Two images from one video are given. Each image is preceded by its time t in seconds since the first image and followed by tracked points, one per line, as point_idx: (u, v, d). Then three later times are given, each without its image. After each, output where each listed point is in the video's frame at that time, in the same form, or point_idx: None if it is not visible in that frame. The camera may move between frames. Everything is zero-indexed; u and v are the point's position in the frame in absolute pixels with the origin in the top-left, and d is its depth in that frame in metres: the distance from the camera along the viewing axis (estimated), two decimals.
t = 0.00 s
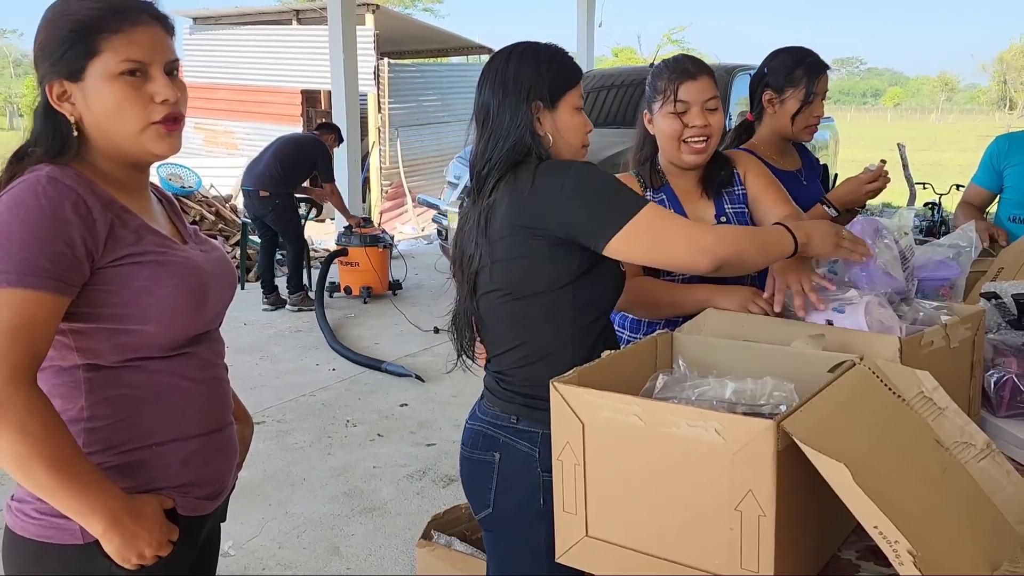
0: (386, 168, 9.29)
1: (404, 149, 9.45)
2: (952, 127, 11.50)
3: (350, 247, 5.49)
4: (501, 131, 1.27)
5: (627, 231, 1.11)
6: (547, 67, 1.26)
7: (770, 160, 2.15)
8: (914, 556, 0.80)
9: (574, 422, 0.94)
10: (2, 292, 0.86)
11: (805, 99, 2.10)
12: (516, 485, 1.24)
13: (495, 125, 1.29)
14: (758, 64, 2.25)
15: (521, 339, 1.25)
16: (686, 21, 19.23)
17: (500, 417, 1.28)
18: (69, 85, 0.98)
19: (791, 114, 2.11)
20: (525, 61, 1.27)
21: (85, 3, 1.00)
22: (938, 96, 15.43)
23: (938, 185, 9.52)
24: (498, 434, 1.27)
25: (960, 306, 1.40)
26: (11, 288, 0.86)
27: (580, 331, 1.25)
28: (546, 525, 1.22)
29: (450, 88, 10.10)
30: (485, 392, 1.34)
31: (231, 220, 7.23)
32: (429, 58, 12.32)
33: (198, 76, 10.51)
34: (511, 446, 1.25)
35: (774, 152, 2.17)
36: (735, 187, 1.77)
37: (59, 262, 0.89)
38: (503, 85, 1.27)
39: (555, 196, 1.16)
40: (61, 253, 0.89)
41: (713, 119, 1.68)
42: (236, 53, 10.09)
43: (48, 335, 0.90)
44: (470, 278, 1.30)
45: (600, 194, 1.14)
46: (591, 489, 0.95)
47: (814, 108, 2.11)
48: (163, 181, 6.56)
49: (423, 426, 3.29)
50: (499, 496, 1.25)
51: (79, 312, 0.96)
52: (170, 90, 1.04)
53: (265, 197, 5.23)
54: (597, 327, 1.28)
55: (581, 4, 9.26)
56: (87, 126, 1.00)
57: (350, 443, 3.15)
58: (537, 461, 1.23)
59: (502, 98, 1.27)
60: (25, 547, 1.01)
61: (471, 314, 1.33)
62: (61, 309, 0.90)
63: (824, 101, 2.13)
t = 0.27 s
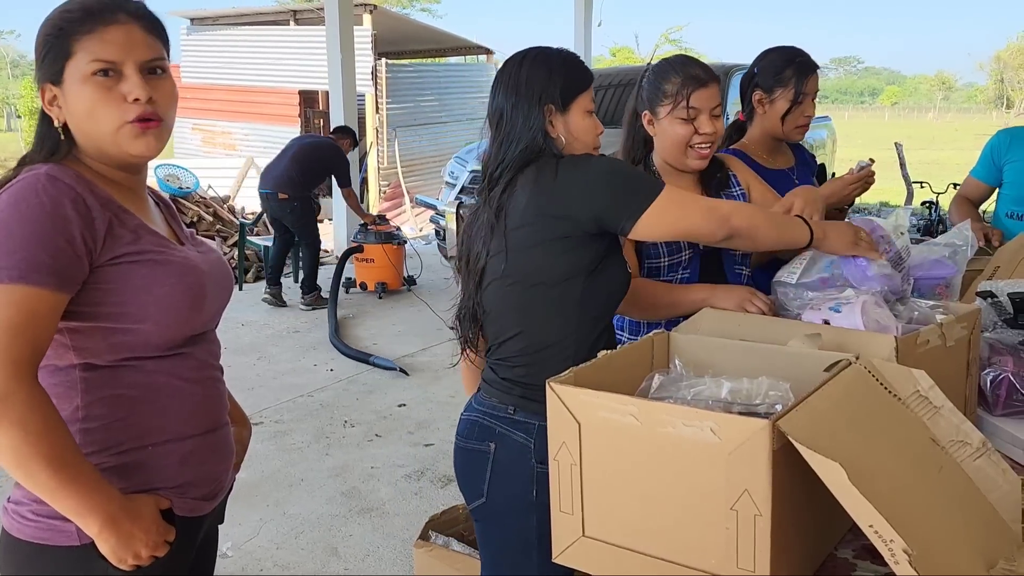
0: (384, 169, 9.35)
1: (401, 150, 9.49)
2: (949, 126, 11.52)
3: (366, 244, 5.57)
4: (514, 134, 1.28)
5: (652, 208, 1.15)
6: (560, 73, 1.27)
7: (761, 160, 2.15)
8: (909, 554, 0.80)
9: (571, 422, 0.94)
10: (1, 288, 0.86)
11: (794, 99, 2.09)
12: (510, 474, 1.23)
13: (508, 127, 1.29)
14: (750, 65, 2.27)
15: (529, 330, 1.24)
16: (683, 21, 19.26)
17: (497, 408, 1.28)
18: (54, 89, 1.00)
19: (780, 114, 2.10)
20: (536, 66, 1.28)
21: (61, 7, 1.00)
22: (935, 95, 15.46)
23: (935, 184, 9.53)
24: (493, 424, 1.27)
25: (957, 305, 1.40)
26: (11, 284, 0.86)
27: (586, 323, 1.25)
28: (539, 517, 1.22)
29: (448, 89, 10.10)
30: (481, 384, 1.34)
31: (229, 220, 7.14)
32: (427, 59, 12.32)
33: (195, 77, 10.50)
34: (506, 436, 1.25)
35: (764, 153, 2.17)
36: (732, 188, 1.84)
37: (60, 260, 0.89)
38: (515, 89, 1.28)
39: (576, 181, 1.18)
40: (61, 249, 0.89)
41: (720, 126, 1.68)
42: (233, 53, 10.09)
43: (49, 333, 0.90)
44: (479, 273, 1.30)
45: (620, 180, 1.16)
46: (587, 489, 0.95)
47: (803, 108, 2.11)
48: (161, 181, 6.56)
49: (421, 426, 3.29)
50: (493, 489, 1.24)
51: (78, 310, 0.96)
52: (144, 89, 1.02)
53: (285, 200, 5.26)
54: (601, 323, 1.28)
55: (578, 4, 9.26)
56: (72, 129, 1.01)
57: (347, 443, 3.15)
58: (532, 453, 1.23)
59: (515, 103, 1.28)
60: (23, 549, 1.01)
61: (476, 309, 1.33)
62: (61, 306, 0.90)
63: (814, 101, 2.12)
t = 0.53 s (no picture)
0: (381, 168, 9.42)
1: (398, 149, 9.54)
2: (945, 125, 11.54)
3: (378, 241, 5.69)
4: (509, 133, 1.28)
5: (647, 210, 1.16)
6: (555, 71, 1.28)
7: (751, 159, 2.15)
8: (904, 553, 0.79)
9: (566, 421, 0.94)
10: None
11: (782, 98, 2.09)
12: (504, 474, 1.24)
13: (502, 127, 1.29)
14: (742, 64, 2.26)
15: (523, 329, 1.24)
16: (681, 20, 19.30)
17: (490, 406, 1.28)
18: (51, 91, 0.99)
19: (769, 114, 2.10)
20: (531, 66, 1.28)
21: (59, 8, 1.00)
22: (932, 94, 15.50)
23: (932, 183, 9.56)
24: (487, 422, 1.27)
25: (952, 303, 1.41)
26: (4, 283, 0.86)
27: (580, 321, 1.25)
28: (534, 514, 1.21)
29: (445, 88, 10.11)
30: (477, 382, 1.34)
31: (226, 220, 7.09)
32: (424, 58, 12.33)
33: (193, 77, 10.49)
34: (501, 434, 1.25)
35: (755, 152, 2.18)
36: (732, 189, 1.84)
37: (53, 259, 0.89)
38: (511, 89, 1.29)
39: (571, 183, 1.19)
40: (55, 248, 0.90)
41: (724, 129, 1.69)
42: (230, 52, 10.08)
43: (41, 332, 0.90)
44: (473, 271, 1.29)
45: (615, 181, 1.17)
46: (583, 488, 0.95)
47: (791, 108, 2.10)
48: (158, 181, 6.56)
49: (418, 426, 3.29)
50: (488, 485, 1.25)
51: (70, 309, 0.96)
52: (144, 91, 1.02)
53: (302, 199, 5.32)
54: (594, 322, 1.28)
55: (575, 3, 9.28)
56: (70, 131, 1.01)
57: (345, 443, 3.15)
58: (525, 450, 1.23)
59: (511, 101, 1.28)
60: (17, 549, 1.01)
61: (470, 308, 1.32)
62: (54, 305, 0.90)
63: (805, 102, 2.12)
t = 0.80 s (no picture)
0: (380, 168, 9.44)
1: (397, 148, 9.56)
2: (943, 124, 11.55)
3: (388, 238, 5.79)
4: (492, 132, 1.28)
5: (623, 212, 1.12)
6: (536, 66, 1.26)
7: (744, 159, 2.16)
8: (899, 551, 0.79)
9: (562, 420, 0.94)
10: None
11: (774, 98, 2.10)
12: (497, 475, 1.24)
13: (484, 127, 1.29)
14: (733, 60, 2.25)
15: (511, 331, 1.24)
16: (680, 19, 19.31)
17: (481, 407, 1.28)
18: (48, 91, 0.99)
19: (761, 114, 2.12)
20: (511, 62, 1.27)
21: (55, 8, 0.99)
22: (930, 93, 15.50)
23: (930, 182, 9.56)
24: (480, 424, 1.27)
25: (949, 301, 1.41)
26: None
27: (567, 321, 1.24)
28: (526, 515, 1.22)
29: (444, 87, 10.11)
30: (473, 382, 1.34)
31: (226, 219, 7.08)
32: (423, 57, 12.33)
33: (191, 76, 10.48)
34: (492, 437, 1.25)
35: (747, 151, 2.18)
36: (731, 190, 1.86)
37: (48, 256, 0.89)
38: (492, 87, 1.28)
39: (549, 184, 1.17)
40: (50, 245, 0.90)
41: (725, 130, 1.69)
42: (228, 52, 10.07)
43: (37, 329, 0.90)
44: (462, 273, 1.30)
45: (593, 180, 1.15)
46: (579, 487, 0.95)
47: (783, 108, 2.12)
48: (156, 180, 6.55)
49: (417, 424, 3.29)
50: (480, 485, 1.26)
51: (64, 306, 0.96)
52: (140, 90, 1.02)
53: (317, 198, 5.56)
54: (585, 320, 1.27)
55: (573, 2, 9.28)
56: (66, 130, 1.01)
57: (343, 442, 3.14)
58: (517, 453, 1.23)
59: (492, 99, 1.28)
60: (14, 547, 1.01)
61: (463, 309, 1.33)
62: (49, 302, 0.90)
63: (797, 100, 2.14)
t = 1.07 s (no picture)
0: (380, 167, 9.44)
1: (397, 148, 9.54)
2: (943, 124, 11.55)
3: (394, 235, 5.80)
4: (465, 128, 1.23)
5: (581, 224, 1.06)
6: (509, 59, 1.21)
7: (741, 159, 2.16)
8: (896, 549, 0.80)
9: (560, 419, 0.94)
10: None
11: (769, 98, 2.12)
12: (486, 482, 1.21)
13: (458, 123, 1.25)
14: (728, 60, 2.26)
15: (483, 340, 1.21)
16: (680, 19, 19.32)
17: (469, 413, 1.25)
18: (49, 91, 0.99)
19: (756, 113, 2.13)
20: (485, 54, 1.22)
21: (56, 10, 0.99)
22: (931, 93, 15.50)
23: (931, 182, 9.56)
24: (467, 430, 1.24)
25: (947, 300, 1.41)
26: None
27: (543, 328, 1.20)
28: (514, 522, 1.19)
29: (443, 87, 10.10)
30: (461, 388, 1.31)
31: (225, 219, 7.08)
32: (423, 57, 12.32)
33: (191, 76, 10.47)
34: (479, 443, 1.22)
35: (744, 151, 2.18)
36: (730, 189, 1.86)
37: (45, 257, 0.90)
38: (464, 81, 1.23)
39: (508, 193, 1.12)
40: (48, 246, 0.90)
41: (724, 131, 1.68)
42: (228, 51, 10.07)
43: (33, 330, 0.90)
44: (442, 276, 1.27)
45: (553, 189, 1.09)
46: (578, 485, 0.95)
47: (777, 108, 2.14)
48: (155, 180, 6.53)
49: (416, 424, 3.30)
50: (469, 492, 1.23)
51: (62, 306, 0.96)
52: (140, 94, 1.02)
53: (332, 191, 5.68)
54: (565, 325, 1.22)
55: (573, 2, 9.27)
56: (66, 131, 1.01)
57: (342, 441, 3.14)
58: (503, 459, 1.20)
59: (464, 94, 1.23)
60: (10, 545, 1.01)
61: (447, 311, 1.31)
62: (46, 303, 0.90)
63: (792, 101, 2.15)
